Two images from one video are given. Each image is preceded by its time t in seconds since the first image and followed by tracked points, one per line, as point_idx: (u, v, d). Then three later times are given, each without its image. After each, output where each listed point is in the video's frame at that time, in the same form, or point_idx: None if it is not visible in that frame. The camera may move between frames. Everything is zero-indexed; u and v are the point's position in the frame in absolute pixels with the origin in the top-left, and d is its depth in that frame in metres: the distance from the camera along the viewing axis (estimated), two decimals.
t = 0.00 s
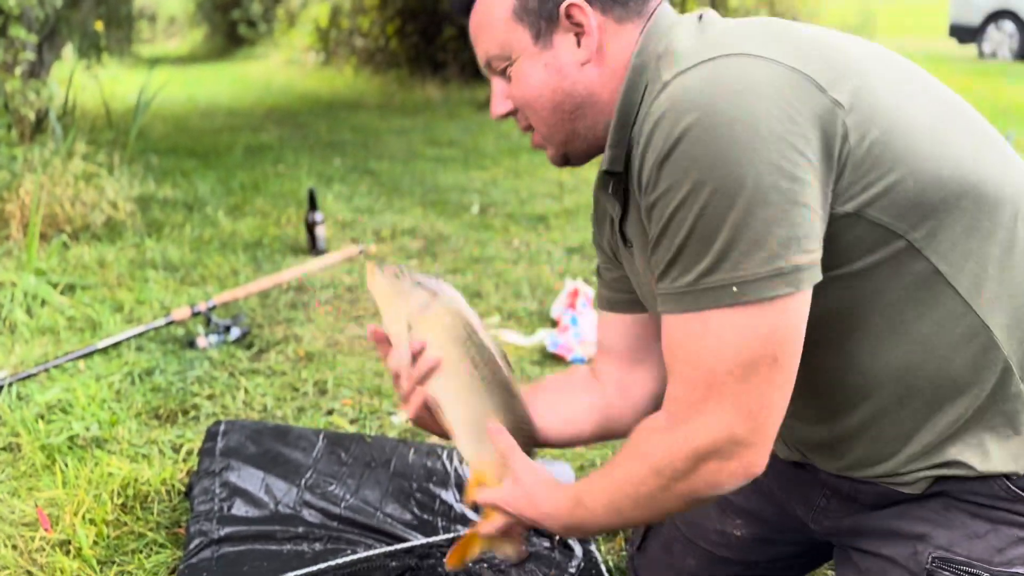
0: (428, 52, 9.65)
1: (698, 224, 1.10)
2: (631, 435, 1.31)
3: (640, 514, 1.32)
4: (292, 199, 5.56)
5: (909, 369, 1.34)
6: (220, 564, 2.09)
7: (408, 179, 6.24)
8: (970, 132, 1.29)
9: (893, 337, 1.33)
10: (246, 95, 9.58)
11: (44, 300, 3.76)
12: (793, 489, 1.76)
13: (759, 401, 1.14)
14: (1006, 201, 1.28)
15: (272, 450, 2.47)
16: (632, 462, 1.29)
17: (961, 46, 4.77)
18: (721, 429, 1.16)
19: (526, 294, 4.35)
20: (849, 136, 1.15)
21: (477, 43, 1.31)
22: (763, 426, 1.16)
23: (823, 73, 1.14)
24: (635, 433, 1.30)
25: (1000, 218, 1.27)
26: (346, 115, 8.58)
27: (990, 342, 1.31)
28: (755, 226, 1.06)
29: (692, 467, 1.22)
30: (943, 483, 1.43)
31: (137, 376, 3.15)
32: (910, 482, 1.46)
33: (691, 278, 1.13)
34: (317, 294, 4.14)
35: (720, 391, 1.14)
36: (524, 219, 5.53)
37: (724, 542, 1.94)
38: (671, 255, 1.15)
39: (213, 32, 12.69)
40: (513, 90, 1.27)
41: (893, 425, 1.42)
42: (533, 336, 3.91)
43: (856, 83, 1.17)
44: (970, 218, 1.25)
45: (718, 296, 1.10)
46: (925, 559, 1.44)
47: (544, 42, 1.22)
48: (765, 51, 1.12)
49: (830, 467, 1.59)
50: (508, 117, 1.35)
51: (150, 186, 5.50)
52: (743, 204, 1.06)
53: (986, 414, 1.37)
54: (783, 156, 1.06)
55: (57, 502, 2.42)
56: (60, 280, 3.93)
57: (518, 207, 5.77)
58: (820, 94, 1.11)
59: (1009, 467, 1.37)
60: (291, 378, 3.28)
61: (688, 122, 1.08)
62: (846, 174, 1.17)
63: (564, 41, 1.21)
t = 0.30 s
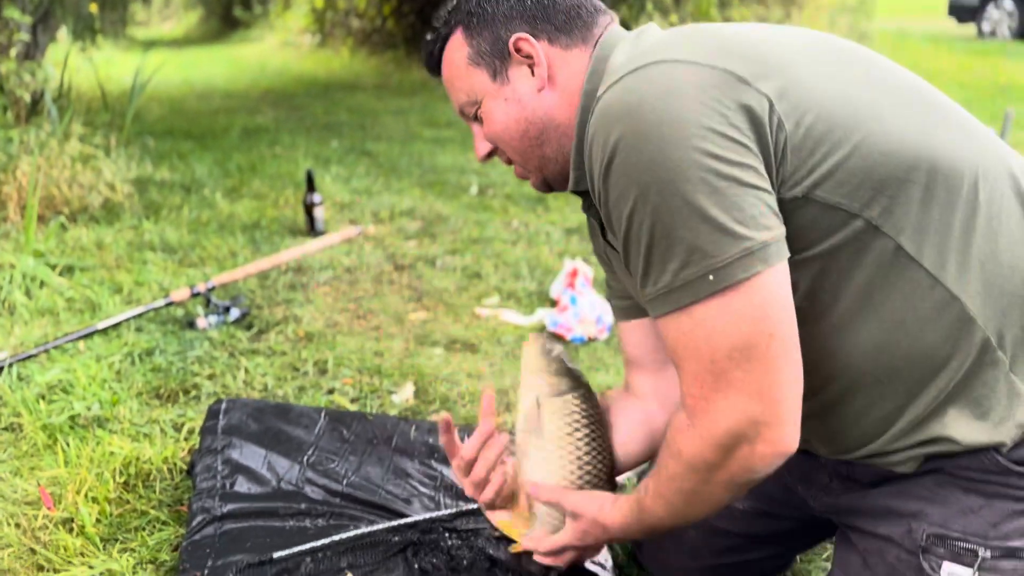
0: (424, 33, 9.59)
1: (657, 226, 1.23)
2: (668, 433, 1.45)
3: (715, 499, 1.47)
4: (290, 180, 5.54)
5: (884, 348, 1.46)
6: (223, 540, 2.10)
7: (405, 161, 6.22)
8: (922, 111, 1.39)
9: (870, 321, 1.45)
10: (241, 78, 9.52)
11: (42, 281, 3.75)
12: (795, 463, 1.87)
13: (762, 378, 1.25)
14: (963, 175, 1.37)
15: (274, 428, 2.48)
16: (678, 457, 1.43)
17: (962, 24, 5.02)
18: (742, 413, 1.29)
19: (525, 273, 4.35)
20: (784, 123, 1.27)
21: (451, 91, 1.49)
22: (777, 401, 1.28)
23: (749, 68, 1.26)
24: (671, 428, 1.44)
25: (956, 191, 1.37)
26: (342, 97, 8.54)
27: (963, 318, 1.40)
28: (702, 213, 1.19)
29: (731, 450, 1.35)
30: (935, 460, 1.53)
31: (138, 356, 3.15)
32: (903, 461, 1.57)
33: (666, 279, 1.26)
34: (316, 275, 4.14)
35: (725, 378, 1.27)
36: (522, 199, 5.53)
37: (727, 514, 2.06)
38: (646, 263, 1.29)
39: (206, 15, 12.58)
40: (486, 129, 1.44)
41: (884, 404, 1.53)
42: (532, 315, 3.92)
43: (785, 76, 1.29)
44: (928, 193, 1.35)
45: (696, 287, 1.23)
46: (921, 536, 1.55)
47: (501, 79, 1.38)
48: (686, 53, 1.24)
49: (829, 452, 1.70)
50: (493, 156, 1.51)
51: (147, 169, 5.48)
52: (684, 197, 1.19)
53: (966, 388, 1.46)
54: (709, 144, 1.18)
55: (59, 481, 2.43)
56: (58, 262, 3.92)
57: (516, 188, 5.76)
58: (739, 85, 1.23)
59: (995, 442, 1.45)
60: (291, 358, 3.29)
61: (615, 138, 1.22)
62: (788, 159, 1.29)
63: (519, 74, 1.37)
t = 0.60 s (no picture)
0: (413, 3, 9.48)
1: (650, 195, 1.20)
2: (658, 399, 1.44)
3: (704, 458, 1.49)
4: (277, 150, 5.50)
5: (875, 307, 1.45)
6: (212, 503, 2.10)
7: (394, 130, 6.18)
8: (910, 67, 1.37)
9: (860, 281, 1.43)
10: (228, 49, 9.41)
11: (27, 252, 3.72)
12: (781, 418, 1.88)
13: (759, 343, 1.25)
14: (952, 132, 1.36)
15: (261, 390, 2.47)
16: (670, 423, 1.43)
17: None
18: (739, 378, 1.29)
19: (515, 241, 4.34)
20: (777, 88, 1.24)
21: (426, 62, 1.42)
22: (773, 364, 1.28)
23: (740, 30, 1.22)
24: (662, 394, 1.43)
25: (946, 149, 1.36)
26: (330, 68, 8.46)
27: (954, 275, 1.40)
28: (698, 183, 1.16)
29: (725, 416, 1.35)
30: (919, 413, 1.55)
31: (125, 324, 3.13)
32: (888, 415, 1.58)
33: (660, 248, 1.23)
34: (304, 243, 4.11)
35: (723, 345, 1.26)
36: (512, 168, 5.50)
37: (716, 468, 2.07)
38: (636, 232, 1.26)
39: None
40: (465, 100, 1.39)
41: (872, 364, 1.54)
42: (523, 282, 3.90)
43: (777, 39, 1.26)
44: (919, 152, 1.34)
45: (691, 257, 1.20)
46: (908, 485, 1.55)
47: (472, 47, 1.32)
48: (677, 15, 1.19)
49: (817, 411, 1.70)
50: (474, 126, 1.47)
51: (133, 139, 5.42)
52: (678, 167, 1.16)
53: (953, 345, 1.47)
54: (704, 111, 1.15)
55: (47, 447, 2.41)
56: (43, 232, 3.89)
57: (506, 157, 5.73)
58: (732, 49, 1.19)
59: (981, 394, 1.46)
60: (280, 325, 3.28)
61: (607, 106, 1.18)
62: (782, 124, 1.26)
63: (490, 40, 1.30)
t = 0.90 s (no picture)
0: None
1: (624, 189, 1.20)
2: (634, 388, 1.44)
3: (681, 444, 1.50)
4: (264, 132, 5.46)
5: (844, 293, 1.46)
6: (198, 485, 2.10)
7: (382, 112, 6.14)
8: (880, 53, 1.36)
9: (829, 265, 1.43)
10: (215, 30, 9.32)
11: (11, 234, 3.69)
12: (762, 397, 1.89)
13: (736, 332, 1.25)
14: (923, 117, 1.35)
15: (246, 372, 2.46)
16: (647, 412, 1.43)
17: None
18: (719, 366, 1.29)
19: (504, 223, 4.32)
20: (745, 81, 1.23)
21: (397, 39, 1.39)
22: (751, 351, 1.28)
23: (708, 21, 1.20)
24: (637, 382, 1.43)
25: (916, 135, 1.35)
26: (318, 49, 8.39)
27: (922, 260, 1.40)
28: (670, 177, 1.16)
29: (703, 405, 1.36)
30: (893, 392, 1.56)
31: (110, 307, 3.11)
32: (862, 395, 1.59)
33: (635, 243, 1.24)
34: (291, 226, 4.09)
35: (702, 334, 1.26)
36: (501, 150, 5.48)
37: (698, 447, 2.09)
38: (610, 223, 1.25)
39: None
40: (438, 77, 1.36)
41: (842, 347, 1.55)
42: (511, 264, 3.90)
43: (747, 29, 1.23)
44: (888, 138, 1.34)
45: (668, 249, 1.20)
46: (883, 463, 1.57)
47: (445, 24, 1.29)
48: (645, 6, 1.18)
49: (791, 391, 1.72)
50: (447, 103, 1.44)
51: (118, 121, 5.37)
52: (649, 162, 1.16)
53: (924, 328, 1.48)
54: (674, 106, 1.14)
55: (31, 430, 2.40)
56: (27, 214, 3.85)
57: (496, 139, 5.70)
58: (700, 40, 1.18)
59: (953, 373, 1.47)
60: (266, 307, 3.26)
61: (576, 102, 1.17)
62: (748, 118, 1.26)
63: (464, 16, 1.28)
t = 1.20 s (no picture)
0: None
1: (593, 175, 1.20)
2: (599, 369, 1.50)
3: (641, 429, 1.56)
4: (257, 118, 5.43)
5: (824, 277, 1.47)
6: (192, 470, 2.11)
7: (376, 98, 6.12)
8: (864, 35, 1.35)
9: (809, 250, 1.44)
10: (207, 15, 9.26)
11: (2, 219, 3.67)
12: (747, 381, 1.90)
13: (692, 329, 1.28)
14: (904, 97, 1.34)
15: (239, 357, 2.46)
16: (607, 394, 1.49)
17: None
18: (670, 361, 1.33)
19: (497, 210, 4.31)
20: (722, 66, 1.22)
21: (374, 17, 1.38)
22: (706, 348, 1.31)
23: (688, 5, 1.19)
24: (601, 365, 1.48)
25: (897, 117, 1.34)
26: (311, 34, 8.34)
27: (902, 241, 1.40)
28: (637, 167, 1.16)
29: (658, 393, 1.41)
30: (877, 376, 1.58)
31: (102, 292, 3.10)
32: (846, 379, 1.61)
33: (600, 228, 1.25)
34: (284, 212, 4.07)
35: (655, 330, 1.29)
36: (495, 137, 5.47)
37: (685, 432, 2.09)
38: (576, 209, 1.27)
39: None
40: (417, 59, 1.35)
41: (822, 331, 1.57)
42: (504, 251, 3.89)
43: (727, 12, 1.23)
44: (869, 119, 1.33)
45: (630, 240, 1.21)
46: (868, 448, 1.59)
47: (424, 5, 1.28)
48: None
49: (775, 372, 1.75)
50: (425, 86, 1.44)
51: (109, 106, 5.34)
52: (620, 150, 1.16)
53: (907, 312, 1.49)
54: (648, 94, 1.14)
55: (23, 415, 2.39)
56: (18, 199, 3.83)
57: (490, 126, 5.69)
58: (680, 27, 1.17)
59: (939, 357, 1.48)
60: (259, 293, 3.25)
61: (552, 84, 1.17)
62: (726, 103, 1.25)
63: None
